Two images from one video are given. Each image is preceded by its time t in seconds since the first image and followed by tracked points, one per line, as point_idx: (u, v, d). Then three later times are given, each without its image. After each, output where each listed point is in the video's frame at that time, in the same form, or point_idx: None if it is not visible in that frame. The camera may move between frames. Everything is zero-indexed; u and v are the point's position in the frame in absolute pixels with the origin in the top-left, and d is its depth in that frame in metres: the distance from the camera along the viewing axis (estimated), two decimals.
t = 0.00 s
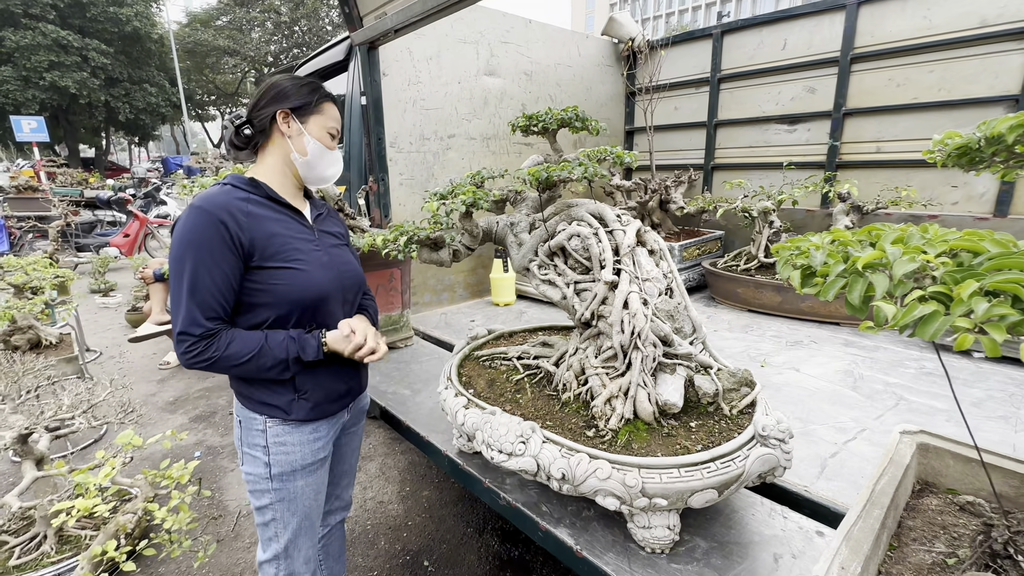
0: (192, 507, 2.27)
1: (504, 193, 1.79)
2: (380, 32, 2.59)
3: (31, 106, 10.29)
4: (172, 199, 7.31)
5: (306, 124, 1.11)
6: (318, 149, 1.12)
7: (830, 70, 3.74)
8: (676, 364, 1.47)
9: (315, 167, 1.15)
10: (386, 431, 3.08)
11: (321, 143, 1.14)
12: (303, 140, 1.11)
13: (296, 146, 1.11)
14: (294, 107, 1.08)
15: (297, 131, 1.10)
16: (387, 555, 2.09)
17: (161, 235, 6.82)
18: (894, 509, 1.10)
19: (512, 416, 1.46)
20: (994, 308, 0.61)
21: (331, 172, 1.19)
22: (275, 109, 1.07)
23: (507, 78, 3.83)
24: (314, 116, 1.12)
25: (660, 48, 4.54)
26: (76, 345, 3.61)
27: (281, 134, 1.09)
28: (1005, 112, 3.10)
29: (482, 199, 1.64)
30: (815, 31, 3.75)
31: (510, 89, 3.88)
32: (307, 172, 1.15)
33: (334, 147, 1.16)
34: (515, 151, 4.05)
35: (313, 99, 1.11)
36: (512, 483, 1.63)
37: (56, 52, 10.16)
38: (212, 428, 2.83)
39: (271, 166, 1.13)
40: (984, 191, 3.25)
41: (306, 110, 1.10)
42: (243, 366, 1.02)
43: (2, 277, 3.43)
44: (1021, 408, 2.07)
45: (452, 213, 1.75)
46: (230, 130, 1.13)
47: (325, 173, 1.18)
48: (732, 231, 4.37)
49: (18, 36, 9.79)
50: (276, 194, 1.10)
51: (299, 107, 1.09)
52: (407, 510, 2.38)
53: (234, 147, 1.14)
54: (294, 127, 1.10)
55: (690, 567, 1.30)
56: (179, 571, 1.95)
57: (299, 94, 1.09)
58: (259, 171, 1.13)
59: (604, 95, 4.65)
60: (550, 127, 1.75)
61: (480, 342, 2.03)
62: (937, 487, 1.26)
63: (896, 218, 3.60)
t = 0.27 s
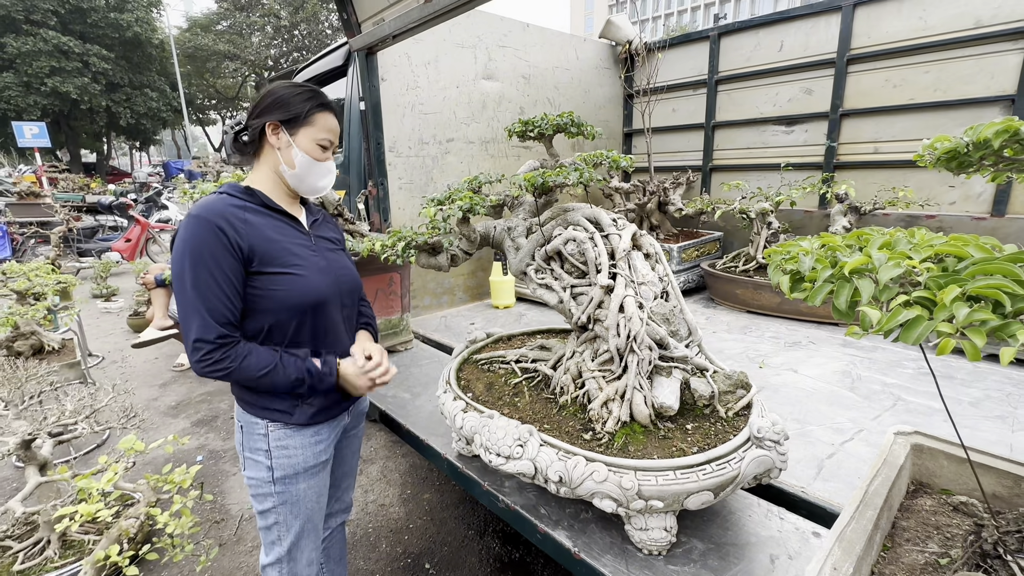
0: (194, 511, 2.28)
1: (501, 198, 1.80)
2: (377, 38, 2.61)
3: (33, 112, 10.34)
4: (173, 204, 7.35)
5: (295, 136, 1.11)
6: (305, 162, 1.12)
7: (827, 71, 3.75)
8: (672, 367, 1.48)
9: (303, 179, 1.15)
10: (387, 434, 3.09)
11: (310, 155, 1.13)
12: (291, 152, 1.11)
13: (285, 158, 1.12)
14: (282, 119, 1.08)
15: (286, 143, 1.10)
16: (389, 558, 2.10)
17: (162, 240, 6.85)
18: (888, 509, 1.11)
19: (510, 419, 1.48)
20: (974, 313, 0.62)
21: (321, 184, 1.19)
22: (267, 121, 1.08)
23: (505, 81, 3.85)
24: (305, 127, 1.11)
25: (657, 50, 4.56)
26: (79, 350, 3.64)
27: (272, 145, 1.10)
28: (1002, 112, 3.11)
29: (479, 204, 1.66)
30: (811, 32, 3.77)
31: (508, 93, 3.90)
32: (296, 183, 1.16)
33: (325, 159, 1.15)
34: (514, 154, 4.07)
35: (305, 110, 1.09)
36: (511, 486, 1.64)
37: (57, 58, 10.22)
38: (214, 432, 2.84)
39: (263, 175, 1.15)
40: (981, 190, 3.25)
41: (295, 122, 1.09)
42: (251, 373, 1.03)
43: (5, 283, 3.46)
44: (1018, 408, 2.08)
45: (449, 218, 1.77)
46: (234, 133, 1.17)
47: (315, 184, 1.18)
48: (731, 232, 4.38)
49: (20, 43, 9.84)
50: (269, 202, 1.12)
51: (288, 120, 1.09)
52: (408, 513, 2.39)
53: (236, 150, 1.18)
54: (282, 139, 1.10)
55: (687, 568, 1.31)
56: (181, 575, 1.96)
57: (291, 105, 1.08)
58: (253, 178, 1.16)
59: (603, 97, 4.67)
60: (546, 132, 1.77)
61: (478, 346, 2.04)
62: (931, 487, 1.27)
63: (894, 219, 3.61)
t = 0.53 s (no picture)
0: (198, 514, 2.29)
1: (502, 199, 1.80)
2: (377, 40, 2.62)
3: (33, 116, 10.36)
4: (174, 207, 7.36)
5: (280, 142, 1.10)
6: (290, 169, 1.11)
7: (826, 69, 3.75)
8: (674, 366, 1.48)
9: (291, 186, 1.14)
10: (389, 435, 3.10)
11: (295, 161, 1.12)
12: (278, 159, 1.10)
13: (272, 164, 1.12)
14: (267, 125, 1.07)
15: (272, 150, 1.10)
16: (392, 560, 2.10)
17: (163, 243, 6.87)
18: (891, 507, 1.11)
19: (512, 420, 1.48)
20: (977, 309, 0.62)
21: (311, 190, 1.18)
22: (253, 127, 1.07)
23: (504, 82, 3.85)
24: (289, 134, 1.09)
25: (656, 50, 4.56)
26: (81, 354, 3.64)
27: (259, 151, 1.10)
28: (1002, 109, 3.11)
29: (479, 205, 1.66)
30: (810, 31, 3.76)
31: (508, 94, 3.90)
32: (285, 189, 1.15)
33: (312, 165, 1.13)
34: (514, 154, 4.07)
35: (289, 116, 1.07)
36: (513, 486, 1.64)
37: (57, 62, 10.24)
38: (216, 434, 2.84)
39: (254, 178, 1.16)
40: (982, 187, 3.25)
41: (279, 129, 1.08)
42: (256, 384, 1.02)
43: (7, 287, 3.47)
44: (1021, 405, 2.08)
45: (450, 219, 1.77)
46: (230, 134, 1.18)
47: (305, 190, 1.17)
48: (732, 231, 4.38)
49: (20, 47, 9.87)
50: (263, 207, 1.12)
51: (272, 126, 1.07)
52: (411, 514, 2.39)
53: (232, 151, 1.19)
54: (267, 146, 1.10)
55: (690, 567, 1.31)
56: None
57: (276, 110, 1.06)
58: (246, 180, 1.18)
59: (602, 97, 4.67)
60: (546, 133, 1.76)
61: (480, 347, 2.04)
62: (934, 485, 1.27)
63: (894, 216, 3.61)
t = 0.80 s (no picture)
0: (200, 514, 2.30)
1: (501, 197, 1.80)
2: (375, 39, 2.61)
3: (32, 117, 10.35)
4: (173, 208, 7.37)
5: (271, 148, 1.09)
6: (285, 176, 1.11)
7: (825, 65, 3.74)
8: (674, 363, 1.48)
9: (287, 191, 1.14)
10: (390, 434, 3.10)
11: (288, 167, 1.11)
12: (272, 166, 1.10)
13: (267, 171, 1.12)
14: (256, 132, 1.06)
15: (264, 157, 1.09)
16: (394, 558, 2.11)
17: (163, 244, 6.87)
18: (892, 503, 1.12)
19: (513, 418, 1.48)
20: (977, 305, 0.62)
21: (307, 193, 1.18)
22: (244, 133, 1.06)
23: (503, 80, 3.85)
24: (280, 139, 1.08)
25: (655, 47, 4.56)
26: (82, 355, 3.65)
27: (251, 156, 1.09)
28: (1001, 104, 3.10)
29: (479, 203, 1.65)
30: (809, 27, 3.76)
31: (507, 92, 3.89)
32: (282, 195, 1.16)
33: (308, 170, 1.13)
34: (513, 153, 4.07)
35: (281, 121, 1.06)
36: (515, 484, 1.65)
37: (55, 63, 10.23)
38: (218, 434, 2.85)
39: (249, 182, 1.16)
40: (982, 183, 3.25)
41: (269, 135, 1.07)
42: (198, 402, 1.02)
43: (7, 289, 3.47)
44: (1021, 400, 2.08)
45: (449, 218, 1.77)
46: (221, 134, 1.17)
47: (303, 195, 1.17)
48: (731, 228, 4.38)
49: (18, 48, 9.86)
50: (261, 211, 1.11)
51: (261, 133, 1.06)
52: (413, 512, 2.40)
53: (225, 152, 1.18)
54: (259, 153, 1.09)
55: (691, 564, 1.31)
56: None
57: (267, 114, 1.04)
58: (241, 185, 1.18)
59: (601, 94, 4.66)
60: (546, 131, 1.76)
61: (480, 345, 2.05)
62: (935, 480, 1.27)
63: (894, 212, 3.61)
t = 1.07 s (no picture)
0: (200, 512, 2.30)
1: (498, 194, 1.80)
2: (371, 36, 2.61)
3: (27, 116, 10.31)
4: (170, 207, 7.34)
5: (269, 163, 1.07)
6: (285, 190, 1.10)
7: (822, 60, 3.74)
8: (672, 358, 1.49)
9: (287, 204, 1.13)
10: (389, 432, 3.11)
11: (288, 181, 1.10)
12: (270, 181, 1.08)
13: (265, 186, 1.10)
14: (253, 150, 1.03)
15: (261, 173, 1.07)
16: (394, 555, 2.12)
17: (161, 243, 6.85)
18: (887, 495, 1.12)
19: (511, 414, 1.48)
20: (968, 298, 0.63)
21: (308, 204, 1.17)
22: (239, 149, 1.03)
23: (500, 77, 3.84)
24: (278, 155, 1.06)
25: (651, 43, 4.56)
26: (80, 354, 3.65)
27: (246, 169, 1.06)
28: (997, 98, 3.10)
29: (475, 200, 1.66)
30: (806, 22, 3.75)
31: (503, 89, 3.89)
32: (282, 208, 1.15)
33: (307, 183, 1.11)
34: (510, 150, 4.06)
35: (280, 137, 1.03)
36: (513, 480, 1.65)
37: (50, 61, 10.18)
38: (217, 433, 2.85)
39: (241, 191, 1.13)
40: (978, 177, 3.25)
41: (267, 151, 1.04)
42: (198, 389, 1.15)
43: (5, 289, 3.46)
44: (1017, 393, 2.10)
45: (446, 215, 1.77)
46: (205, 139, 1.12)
47: (304, 205, 1.16)
48: (729, 223, 4.38)
49: (13, 47, 9.80)
50: (252, 221, 1.09)
51: (259, 150, 1.03)
52: (412, 509, 2.41)
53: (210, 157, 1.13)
54: (256, 169, 1.07)
55: (689, 557, 1.32)
56: None
57: (264, 127, 1.01)
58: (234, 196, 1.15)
59: (598, 91, 4.66)
60: (542, 127, 1.76)
61: (478, 342, 2.05)
62: (930, 472, 1.28)
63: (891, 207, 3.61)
